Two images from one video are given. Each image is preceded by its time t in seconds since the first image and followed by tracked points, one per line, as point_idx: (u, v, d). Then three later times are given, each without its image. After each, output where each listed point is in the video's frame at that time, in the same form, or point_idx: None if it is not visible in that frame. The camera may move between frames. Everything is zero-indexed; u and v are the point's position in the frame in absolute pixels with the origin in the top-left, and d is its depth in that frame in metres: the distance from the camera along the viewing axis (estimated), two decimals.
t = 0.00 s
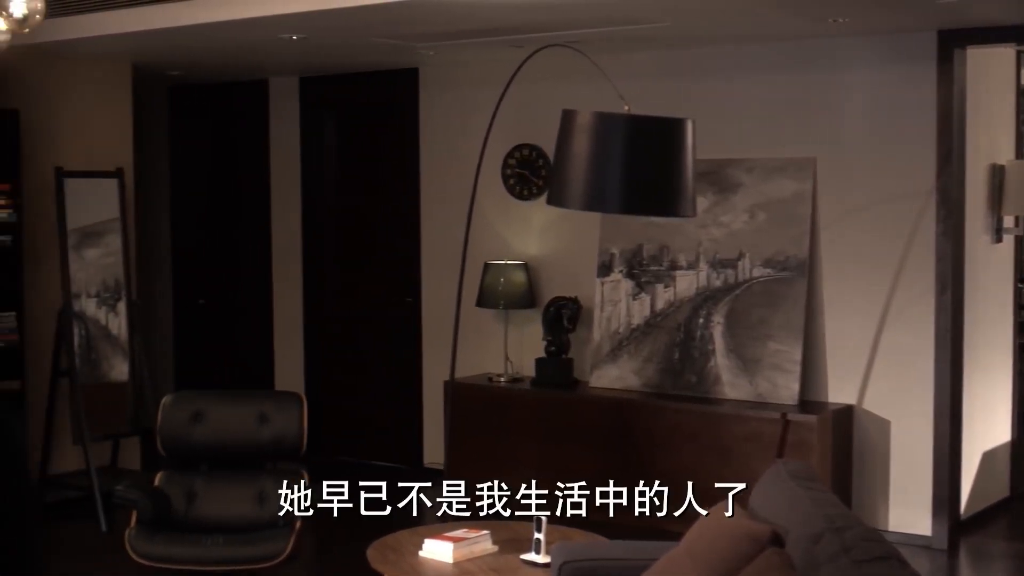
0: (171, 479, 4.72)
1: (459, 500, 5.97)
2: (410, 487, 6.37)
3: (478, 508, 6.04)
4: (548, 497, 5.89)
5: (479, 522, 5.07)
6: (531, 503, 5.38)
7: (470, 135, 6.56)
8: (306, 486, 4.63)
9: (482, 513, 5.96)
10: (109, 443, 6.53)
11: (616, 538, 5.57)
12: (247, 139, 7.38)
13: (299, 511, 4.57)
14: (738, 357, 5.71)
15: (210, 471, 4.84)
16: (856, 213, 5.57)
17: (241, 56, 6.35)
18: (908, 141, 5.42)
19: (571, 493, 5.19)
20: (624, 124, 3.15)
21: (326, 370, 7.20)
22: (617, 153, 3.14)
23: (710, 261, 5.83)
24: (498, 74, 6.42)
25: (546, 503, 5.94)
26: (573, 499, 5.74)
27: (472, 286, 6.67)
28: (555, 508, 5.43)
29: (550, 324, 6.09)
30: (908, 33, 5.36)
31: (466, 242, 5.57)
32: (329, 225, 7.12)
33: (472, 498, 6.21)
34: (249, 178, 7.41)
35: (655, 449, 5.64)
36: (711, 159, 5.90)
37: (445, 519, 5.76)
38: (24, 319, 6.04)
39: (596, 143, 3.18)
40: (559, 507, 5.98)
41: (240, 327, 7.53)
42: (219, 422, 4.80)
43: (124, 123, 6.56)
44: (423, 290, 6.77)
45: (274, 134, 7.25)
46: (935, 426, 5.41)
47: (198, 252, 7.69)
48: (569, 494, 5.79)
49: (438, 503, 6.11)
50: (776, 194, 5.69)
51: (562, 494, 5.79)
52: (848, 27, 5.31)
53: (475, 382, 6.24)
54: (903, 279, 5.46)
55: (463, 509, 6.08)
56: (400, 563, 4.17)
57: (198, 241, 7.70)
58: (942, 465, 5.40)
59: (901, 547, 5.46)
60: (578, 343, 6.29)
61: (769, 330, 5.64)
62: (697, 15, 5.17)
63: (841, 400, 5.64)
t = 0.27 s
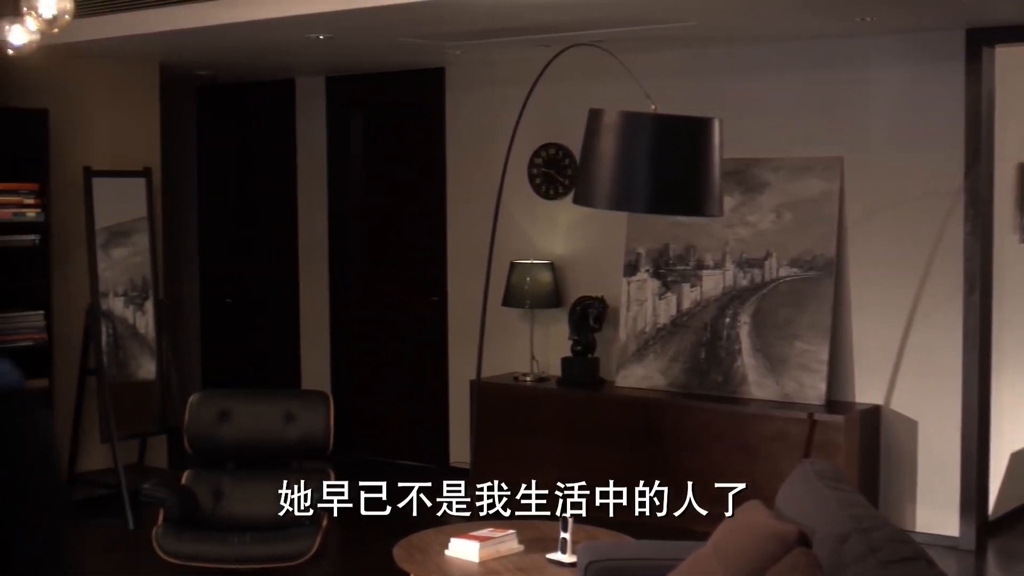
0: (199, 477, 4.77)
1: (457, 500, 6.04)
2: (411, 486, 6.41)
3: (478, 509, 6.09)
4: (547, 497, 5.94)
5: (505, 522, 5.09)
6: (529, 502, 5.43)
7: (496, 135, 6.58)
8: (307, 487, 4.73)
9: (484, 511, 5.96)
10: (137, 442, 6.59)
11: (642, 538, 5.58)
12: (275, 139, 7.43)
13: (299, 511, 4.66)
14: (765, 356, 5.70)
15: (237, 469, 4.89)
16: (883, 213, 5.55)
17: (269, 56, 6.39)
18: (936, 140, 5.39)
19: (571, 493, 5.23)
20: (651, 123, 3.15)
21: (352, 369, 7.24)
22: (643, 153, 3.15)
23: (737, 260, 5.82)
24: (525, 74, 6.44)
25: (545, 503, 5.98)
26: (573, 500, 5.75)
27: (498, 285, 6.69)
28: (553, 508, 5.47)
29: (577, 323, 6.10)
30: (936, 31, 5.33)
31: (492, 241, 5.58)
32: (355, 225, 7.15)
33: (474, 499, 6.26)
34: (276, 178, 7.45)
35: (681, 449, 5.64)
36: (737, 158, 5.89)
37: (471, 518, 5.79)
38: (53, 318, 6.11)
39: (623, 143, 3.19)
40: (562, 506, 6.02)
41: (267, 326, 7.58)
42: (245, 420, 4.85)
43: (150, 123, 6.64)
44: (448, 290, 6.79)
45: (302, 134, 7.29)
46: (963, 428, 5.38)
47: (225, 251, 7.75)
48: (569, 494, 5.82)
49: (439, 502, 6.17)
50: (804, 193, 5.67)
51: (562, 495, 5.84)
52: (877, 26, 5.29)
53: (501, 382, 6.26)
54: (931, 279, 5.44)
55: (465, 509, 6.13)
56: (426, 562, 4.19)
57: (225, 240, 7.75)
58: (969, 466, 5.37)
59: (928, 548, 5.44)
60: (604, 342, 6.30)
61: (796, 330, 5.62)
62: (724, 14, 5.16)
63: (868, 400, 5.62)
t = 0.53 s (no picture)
0: (230, 475, 4.82)
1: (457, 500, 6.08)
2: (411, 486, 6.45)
3: (479, 509, 6.11)
4: (547, 497, 5.95)
5: (535, 521, 5.10)
6: (534, 503, 5.44)
7: (526, 135, 6.59)
8: (306, 487, 4.77)
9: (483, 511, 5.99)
10: (168, 439, 6.66)
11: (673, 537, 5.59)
12: (307, 139, 7.48)
13: (298, 511, 4.70)
14: (796, 356, 5.68)
15: (268, 467, 4.94)
16: (916, 212, 5.52)
17: (300, 56, 6.44)
18: (970, 138, 5.36)
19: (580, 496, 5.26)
20: (684, 121, 3.16)
21: (383, 368, 7.28)
22: (675, 151, 3.16)
23: (768, 259, 5.80)
24: (556, 73, 6.45)
25: (545, 503, 6.01)
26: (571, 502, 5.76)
27: (529, 285, 6.71)
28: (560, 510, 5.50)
29: (607, 322, 6.12)
30: (971, 29, 5.29)
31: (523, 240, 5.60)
32: (387, 224, 7.19)
33: (474, 498, 6.30)
34: (308, 177, 7.50)
35: (711, 448, 5.63)
36: (769, 157, 5.87)
37: (501, 517, 5.81)
38: (87, 316, 6.18)
39: (655, 140, 3.20)
40: (561, 506, 6.05)
41: (298, 325, 7.64)
42: (275, 419, 4.89)
43: (182, 124, 6.71)
44: (479, 289, 6.82)
45: (333, 133, 7.34)
46: (997, 429, 5.33)
47: (257, 250, 7.81)
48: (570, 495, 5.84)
49: (440, 502, 6.19)
50: (835, 192, 5.65)
51: (562, 496, 5.86)
52: (910, 24, 5.26)
53: (531, 381, 6.27)
54: (964, 279, 5.40)
55: (466, 509, 6.17)
56: (456, 561, 4.21)
57: (257, 240, 7.81)
58: (1003, 468, 5.32)
59: (961, 549, 5.39)
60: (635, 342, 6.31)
61: (827, 330, 5.60)
62: (756, 12, 5.15)
63: (900, 400, 5.59)
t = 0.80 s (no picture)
0: (262, 474, 4.86)
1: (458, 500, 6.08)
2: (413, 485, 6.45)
3: (480, 509, 6.11)
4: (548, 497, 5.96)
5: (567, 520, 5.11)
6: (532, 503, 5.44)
7: (558, 134, 6.60)
8: (307, 487, 4.82)
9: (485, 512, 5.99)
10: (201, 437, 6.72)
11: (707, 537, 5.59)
12: (340, 138, 7.54)
13: (299, 511, 4.74)
14: (829, 355, 5.67)
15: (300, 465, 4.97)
16: (951, 211, 5.48)
17: (334, 55, 6.49)
18: (1006, 137, 5.32)
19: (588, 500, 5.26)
20: (718, 119, 3.17)
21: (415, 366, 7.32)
22: (709, 148, 3.16)
23: (801, 258, 5.79)
24: (588, 72, 6.47)
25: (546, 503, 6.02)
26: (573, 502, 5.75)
27: (561, 284, 6.72)
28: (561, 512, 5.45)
29: (640, 322, 6.13)
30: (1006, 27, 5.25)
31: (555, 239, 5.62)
32: (419, 223, 7.23)
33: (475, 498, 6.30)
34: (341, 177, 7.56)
35: (744, 448, 5.63)
36: (801, 156, 5.85)
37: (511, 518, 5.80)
38: (121, 315, 6.25)
39: (687, 138, 3.20)
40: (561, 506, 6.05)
41: (331, 324, 7.69)
42: (306, 419, 4.91)
43: (214, 124, 6.77)
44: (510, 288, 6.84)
45: (366, 133, 7.38)
46: None
47: (290, 248, 7.86)
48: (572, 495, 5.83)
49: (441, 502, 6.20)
50: (869, 191, 5.62)
51: (562, 497, 5.85)
52: (945, 22, 5.23)
53: (563, 380, 6.29)
54: (999, 278, 5.36)
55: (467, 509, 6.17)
56: (489, 560, 4.24)
57: (289, 239, 7.86)
58: None
59: (994, 551, 5.36)
60: (667, 341, 6.31)
61: (860, 329, 5.58)
62: (789, 11, 5.13)
63: (934, 400, 5.55)
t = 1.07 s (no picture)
0: (291, 471, 4.91)
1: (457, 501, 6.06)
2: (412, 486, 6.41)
3: (479, 509, 6.09)
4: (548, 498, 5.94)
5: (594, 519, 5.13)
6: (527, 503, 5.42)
7: (586, 133, 6.62)
8: (306, 488, 4.85)
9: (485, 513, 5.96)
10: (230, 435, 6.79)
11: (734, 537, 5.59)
12: (369, 138, 7.58)
13: (298, 511, 4.75)
14: (858, 355, 5.66)
15: (329, 463, 5.02)
16: (981, 211, 5.46)
17: (362, 55, 6.53)
18: None
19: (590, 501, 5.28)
20: (747, 117, 3.18)
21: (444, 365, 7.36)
22: (737, 147, 3.18)
23: (830, 258, 5.77)
24: (617, 71, 6.48)
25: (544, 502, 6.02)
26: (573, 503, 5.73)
27: (589, 283, 6.74)
28: (561, 511, 5.46)
29: (668, 321, 6.14)
30: None
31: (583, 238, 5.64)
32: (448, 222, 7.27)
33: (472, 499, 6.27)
34: (369, 176, 7.60)
35: (772, 447, 5.62)
36: (830, 155, 5.84)
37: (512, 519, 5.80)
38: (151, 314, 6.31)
39: (716, 136, 3.22)
40: (562, 506, 6.05)
41: (360, 323, 7.74)
42: (335, 416, 4.97)
43: (242, 124, 6.84)
44: (538, 287, 6.87)
45: (395, 132, 7.42)
46: None
47: (319, 248, 7.92)
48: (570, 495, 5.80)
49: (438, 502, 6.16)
50: (898, 190, 5.60)
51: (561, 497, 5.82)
52: (975, 20, 5.20)
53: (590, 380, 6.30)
54: None
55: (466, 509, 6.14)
56: (517, 559, 4.26)
57: (319, 238, 7.93)
58: None
59: None
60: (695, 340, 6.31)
61: (890, 329, 5.57)
62: (817, 9, 5.13)
63: (964, 401, 5.52)
